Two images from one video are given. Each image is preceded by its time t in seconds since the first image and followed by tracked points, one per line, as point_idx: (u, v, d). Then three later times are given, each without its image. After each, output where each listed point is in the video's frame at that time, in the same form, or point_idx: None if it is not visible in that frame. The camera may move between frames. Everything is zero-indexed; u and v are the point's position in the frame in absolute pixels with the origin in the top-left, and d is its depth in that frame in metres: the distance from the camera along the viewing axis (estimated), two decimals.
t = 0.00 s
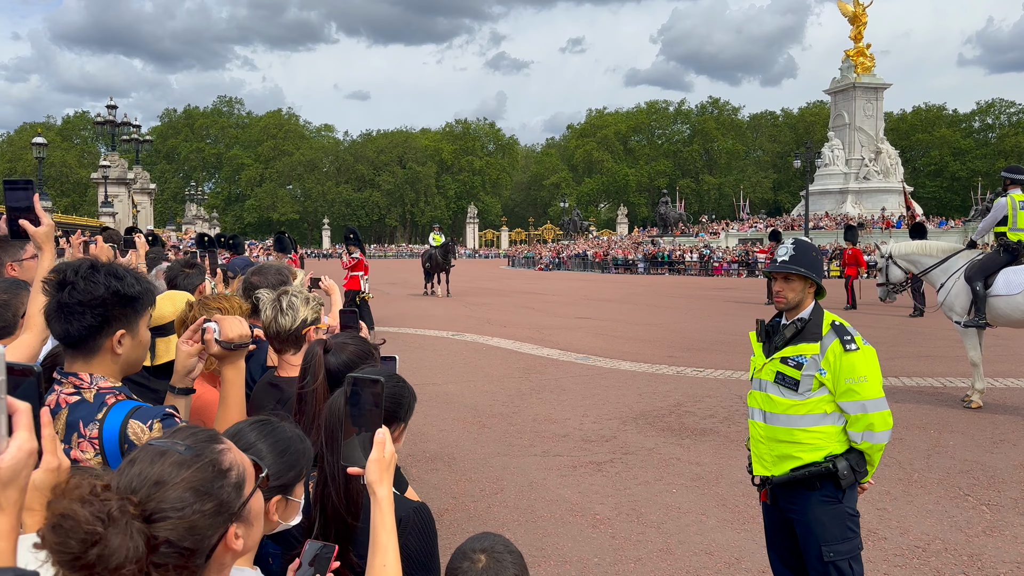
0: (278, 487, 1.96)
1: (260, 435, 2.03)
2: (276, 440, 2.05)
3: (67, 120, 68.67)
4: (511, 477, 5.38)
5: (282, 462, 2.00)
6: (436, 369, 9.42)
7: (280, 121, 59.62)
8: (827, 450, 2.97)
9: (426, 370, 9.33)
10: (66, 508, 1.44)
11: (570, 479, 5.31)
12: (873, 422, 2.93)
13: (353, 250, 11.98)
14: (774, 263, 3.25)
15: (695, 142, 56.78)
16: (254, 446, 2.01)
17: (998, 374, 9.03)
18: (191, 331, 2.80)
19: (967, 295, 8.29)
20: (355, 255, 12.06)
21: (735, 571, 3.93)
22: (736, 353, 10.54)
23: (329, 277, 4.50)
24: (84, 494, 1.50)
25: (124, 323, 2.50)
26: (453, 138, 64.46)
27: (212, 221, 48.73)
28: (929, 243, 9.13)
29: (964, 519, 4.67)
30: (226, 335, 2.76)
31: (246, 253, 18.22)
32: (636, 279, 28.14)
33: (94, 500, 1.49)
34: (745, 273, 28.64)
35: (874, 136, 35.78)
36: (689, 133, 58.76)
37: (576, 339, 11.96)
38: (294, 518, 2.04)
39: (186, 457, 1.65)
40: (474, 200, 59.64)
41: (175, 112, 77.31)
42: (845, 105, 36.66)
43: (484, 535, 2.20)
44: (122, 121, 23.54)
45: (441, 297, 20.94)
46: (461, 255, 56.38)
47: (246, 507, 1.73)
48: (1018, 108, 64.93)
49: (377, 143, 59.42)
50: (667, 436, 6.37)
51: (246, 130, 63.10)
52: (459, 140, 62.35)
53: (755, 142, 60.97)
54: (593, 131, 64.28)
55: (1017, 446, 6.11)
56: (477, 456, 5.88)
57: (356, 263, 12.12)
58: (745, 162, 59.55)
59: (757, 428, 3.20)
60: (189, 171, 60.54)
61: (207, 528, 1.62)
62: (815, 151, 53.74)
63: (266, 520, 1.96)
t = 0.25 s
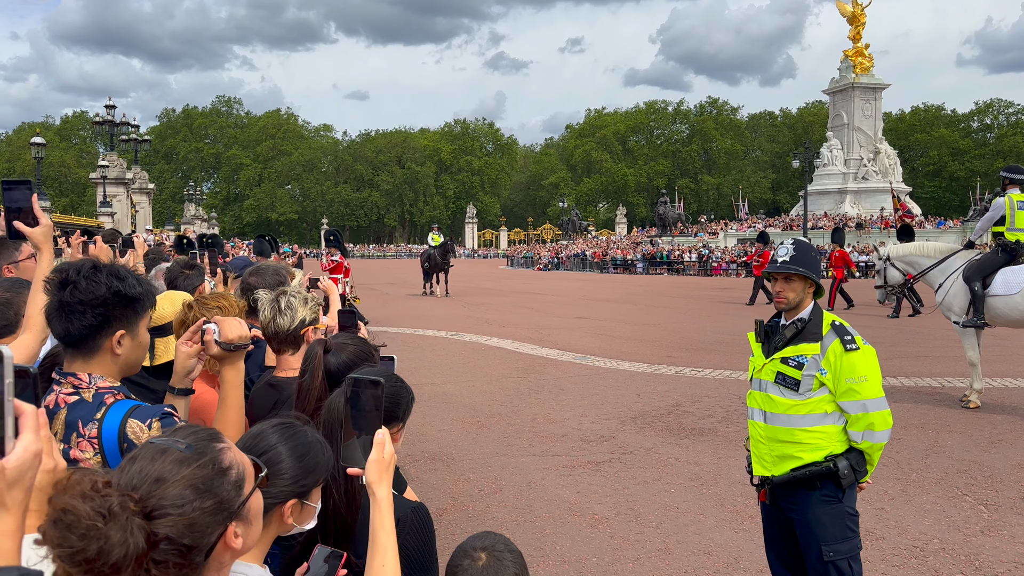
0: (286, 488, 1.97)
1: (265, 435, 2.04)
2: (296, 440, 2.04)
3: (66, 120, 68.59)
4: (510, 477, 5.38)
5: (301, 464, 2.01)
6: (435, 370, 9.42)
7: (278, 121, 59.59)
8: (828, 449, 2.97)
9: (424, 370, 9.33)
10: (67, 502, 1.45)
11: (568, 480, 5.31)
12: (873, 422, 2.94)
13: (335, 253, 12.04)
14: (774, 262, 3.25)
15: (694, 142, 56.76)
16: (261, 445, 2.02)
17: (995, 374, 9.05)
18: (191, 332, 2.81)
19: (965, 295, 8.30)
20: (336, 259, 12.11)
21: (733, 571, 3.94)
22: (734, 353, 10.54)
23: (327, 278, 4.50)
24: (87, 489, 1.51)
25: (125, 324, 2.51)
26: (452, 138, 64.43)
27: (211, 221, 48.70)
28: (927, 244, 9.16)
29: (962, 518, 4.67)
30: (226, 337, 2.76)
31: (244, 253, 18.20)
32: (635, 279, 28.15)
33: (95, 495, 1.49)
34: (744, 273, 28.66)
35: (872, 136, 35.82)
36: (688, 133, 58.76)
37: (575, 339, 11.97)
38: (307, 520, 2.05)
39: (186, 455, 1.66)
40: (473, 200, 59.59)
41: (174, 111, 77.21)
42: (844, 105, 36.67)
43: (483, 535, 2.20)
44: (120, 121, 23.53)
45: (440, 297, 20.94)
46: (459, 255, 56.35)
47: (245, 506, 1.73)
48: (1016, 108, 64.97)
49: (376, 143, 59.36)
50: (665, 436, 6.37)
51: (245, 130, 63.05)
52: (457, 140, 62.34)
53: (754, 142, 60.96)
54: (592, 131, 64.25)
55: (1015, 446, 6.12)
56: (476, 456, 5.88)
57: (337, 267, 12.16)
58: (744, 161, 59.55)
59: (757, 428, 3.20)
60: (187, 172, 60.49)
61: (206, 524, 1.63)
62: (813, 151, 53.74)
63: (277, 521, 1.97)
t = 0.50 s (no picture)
0: (293, 487, 1.97)
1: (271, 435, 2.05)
2: (307, 442, 2.05)
3: (65, 120, 68.56)
4: (509, 477, 5.38)
5: (315, 466, 2.01)
6: (434, 370, 9.42)
7: (278, 121, 59.58)
8: (828, 449, 2.98)
9: (423, 370, 9.33)
10: (68, 500, 1.44)
11: (567, 480, 5.31)
12: (873, 422, 2.94)
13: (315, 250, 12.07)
14: (775, 263, 3.26)
15: (693, 142, 56.77)
16: (269, 447, 2.03)
17: (994, 373, 9.06)
18: (193, 333, 2.81)
19: (964, 295, 8.31)
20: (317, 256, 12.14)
21: (731, 571, 3.94)
22: (733, 353, 10.54)
23: (326, 278, 4.51)
24: (87, 486, 1.51)
25: (126, 324, 2.51)
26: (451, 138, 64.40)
27: (210, 221, 48.67)
28: (926, 245, 9.18)
29: (960, 518, 4.68)
30: (227, 339, 2.76)
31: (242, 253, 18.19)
32: (634, 279, 28.15)
33: (95, 493, 1.49)
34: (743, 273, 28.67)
35: (871, 136, 35.87)
36: (687, 133, 58.80)
37: (574, 339, 11.97)
38: (319, 524, 2.07)
39: (185, 454, 1.66)
40: (471, 200, 59.57)
41: (172, 111, 77.14)
42: (843, 105, 36.67)
43: (480, 535, 2.21)
44: (119, 121, 23.51)
45: (439, 297, 20.93)
46: (458, 255, 56.36)
47: (244, 506, 1.74)
48: (1016, 108, 65.02)
49: (375, 142, 59.36)
50: (664, 436, 6.38)
51: (244, 130, 63.02)
52: (456, 139, 62.34)
53: (753, 142, 60.94)
54: (591, 131, 64.25)
55: (1013, 446, 6.13)
56: (474, 456, 5.89)
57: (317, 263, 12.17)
58: (743, 161, 59.56)
59: (757, 429, 3.21)
60: (186, 172, 60.49)
61: (206, 523, 1.63)
62: (812, 151, 53.79)
63: (281, 523, 1.98)
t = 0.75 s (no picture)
0: (298, 486, 1.98)
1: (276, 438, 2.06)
2: (313, 442, 2.06)
3: (64, 120, 68.47)
4: (508, 477, 5.39)
5: (320, 465, 2.02)
6: (433, 370, 9.42)
7: (277, 120, 59.53)
8: (830, 450, 2.98)
9: (423, 370, 9.33)
10: (72, 496, 1.44)
11: (566, 480, 5.32)
12: (876, 422, 2.94)
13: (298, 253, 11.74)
14: (778, 263, 3.26)
15: (692, 142, 56.75)
16: (274, 447, 2.04)
17: (992, 373, 9.07)
18: (194, 335, 2.82)
19: (962, 295, 8.31)
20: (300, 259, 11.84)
21: (730, 571, 3.95)
22: (732, 354, 10.54)
23: (326, 278, 4.51)
24: (90, 485, 1.51)
25: (130, 325, 2.51)
26: (451, 137, 64.43)
27: (209, 221, 48.60)
28: (925, 244, 9.19)
29: (958, 518, 4.69)
30: (227, 341, 2.75)
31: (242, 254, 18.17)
32: (634, 279, 28.13)
33: (98, 490, 1.49)
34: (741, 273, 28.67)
35: (870, 136, 35.90)
36: (686, 133, 58.78)
37: (573, 339, 11.97)
38: (326, 522, 2.08)
39: (186, 452, 1.68)
40: (471, 200, 59.55)
41: (171, 110, 77.06)
42: (842, 105, 36.67)
43: (478, 538, 2.21)
44: (118, 120, 23.46)
45: (438, 297, 20.91)
46: (457, 255, 56.34)
47: (243, 503, 1.74)
48: (1014, 108, 65.11)
49: (374, 142, 59.31)
50: (663, 436, 6.38)
51: (243, 130, 62.94)
52: (456, 139, 62.32)
53: (753, 142, 60.89)
54: (590, 131, 64.20)
55: (1011, 446, 6.13)
56: (474, 455, 5.89)
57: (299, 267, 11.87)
58: (742, 161, 59.55)
59: (759, 429, 3.21)
60: (185, 171, 60.42)
61: (209, 521, 1.63)
62: (811, 151, 53.80)
63: (285, 524, 1.99)
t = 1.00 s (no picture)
0: (306, 487, 1.98)
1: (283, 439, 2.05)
2: (321, 443, 2.06)
3: (63, 119, 68.43)
4: (509, 477, 5.38)
5: (326, 465, 2.02)
6: (433, 370, 9.41)
7: (277, 120, 59.49)
8: (835, 450, 2.97)
9: (423, 370, 9.32)
10: (77, 499, 1.44)
11: (567, 480, 5.31)
12: (881, 423, 2.93)
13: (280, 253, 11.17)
14: (784, 264, 3.25)
15: (692, 142, 56.78)
16: (282, 447, 2.04)
17: (992, 374, 9.07)
18: (197, 337, 2.81)
19: (963, 295, 8.31)
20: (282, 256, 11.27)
21: (730, 571, 3.94)
22: (732, 354, 10.53)
23: (327, 278, 4.50)
24: (96, 486, 1.51)
25: (134, 325, 2.50)
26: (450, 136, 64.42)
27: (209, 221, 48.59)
28: (926, 243, 9.18)
29: (959, 518, 4.68)
30: (231, 343, 2.75)
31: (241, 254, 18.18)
32: (633, 279, 28.14)
33: (104, 492, 1.48)
34: (741, 273, 28.67)
35: (870, 136, 35.92)
36: (686, 133, 58.80)
37: (573, 339, 11.96)
38: (332, 523, 2.08)
39: (191, 455, 1.66)
40: (470, 200, 59.56)
41: (171, 109, 77.04)
42: (841, 105, 36.66)
43: (481, 540, 2.20)
44: (118, 120, 23.44)
45: (438, 297, 20.89)
46: (457, 255, 56.34)
47: (249, 507, 1.73)
48: (1014, 108, 65.07)
49: (374, 142, 59.23)
50: (663, 436, 6.37)
51: (242, 129, 62.91)
52: (455, 139, 62.35)
53: (752, 142, 60.87)
54: (590, 131, 64.15)
55: (1012, 446, 6.13)
56: (474, 456, 5.88)
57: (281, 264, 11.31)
58: (741, 162, 59.55)
59: (764, 430, 3.19)
60: (185, 171, 60.37)
61: (214, 523, 1.62)
62: (811, 151, 53.80)
63: (292, 524, 1.98)
